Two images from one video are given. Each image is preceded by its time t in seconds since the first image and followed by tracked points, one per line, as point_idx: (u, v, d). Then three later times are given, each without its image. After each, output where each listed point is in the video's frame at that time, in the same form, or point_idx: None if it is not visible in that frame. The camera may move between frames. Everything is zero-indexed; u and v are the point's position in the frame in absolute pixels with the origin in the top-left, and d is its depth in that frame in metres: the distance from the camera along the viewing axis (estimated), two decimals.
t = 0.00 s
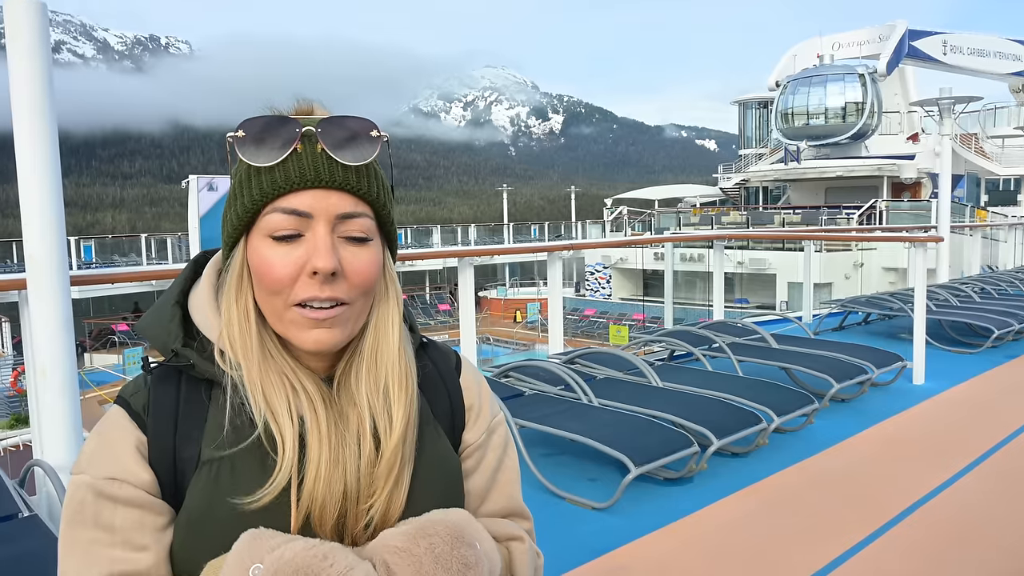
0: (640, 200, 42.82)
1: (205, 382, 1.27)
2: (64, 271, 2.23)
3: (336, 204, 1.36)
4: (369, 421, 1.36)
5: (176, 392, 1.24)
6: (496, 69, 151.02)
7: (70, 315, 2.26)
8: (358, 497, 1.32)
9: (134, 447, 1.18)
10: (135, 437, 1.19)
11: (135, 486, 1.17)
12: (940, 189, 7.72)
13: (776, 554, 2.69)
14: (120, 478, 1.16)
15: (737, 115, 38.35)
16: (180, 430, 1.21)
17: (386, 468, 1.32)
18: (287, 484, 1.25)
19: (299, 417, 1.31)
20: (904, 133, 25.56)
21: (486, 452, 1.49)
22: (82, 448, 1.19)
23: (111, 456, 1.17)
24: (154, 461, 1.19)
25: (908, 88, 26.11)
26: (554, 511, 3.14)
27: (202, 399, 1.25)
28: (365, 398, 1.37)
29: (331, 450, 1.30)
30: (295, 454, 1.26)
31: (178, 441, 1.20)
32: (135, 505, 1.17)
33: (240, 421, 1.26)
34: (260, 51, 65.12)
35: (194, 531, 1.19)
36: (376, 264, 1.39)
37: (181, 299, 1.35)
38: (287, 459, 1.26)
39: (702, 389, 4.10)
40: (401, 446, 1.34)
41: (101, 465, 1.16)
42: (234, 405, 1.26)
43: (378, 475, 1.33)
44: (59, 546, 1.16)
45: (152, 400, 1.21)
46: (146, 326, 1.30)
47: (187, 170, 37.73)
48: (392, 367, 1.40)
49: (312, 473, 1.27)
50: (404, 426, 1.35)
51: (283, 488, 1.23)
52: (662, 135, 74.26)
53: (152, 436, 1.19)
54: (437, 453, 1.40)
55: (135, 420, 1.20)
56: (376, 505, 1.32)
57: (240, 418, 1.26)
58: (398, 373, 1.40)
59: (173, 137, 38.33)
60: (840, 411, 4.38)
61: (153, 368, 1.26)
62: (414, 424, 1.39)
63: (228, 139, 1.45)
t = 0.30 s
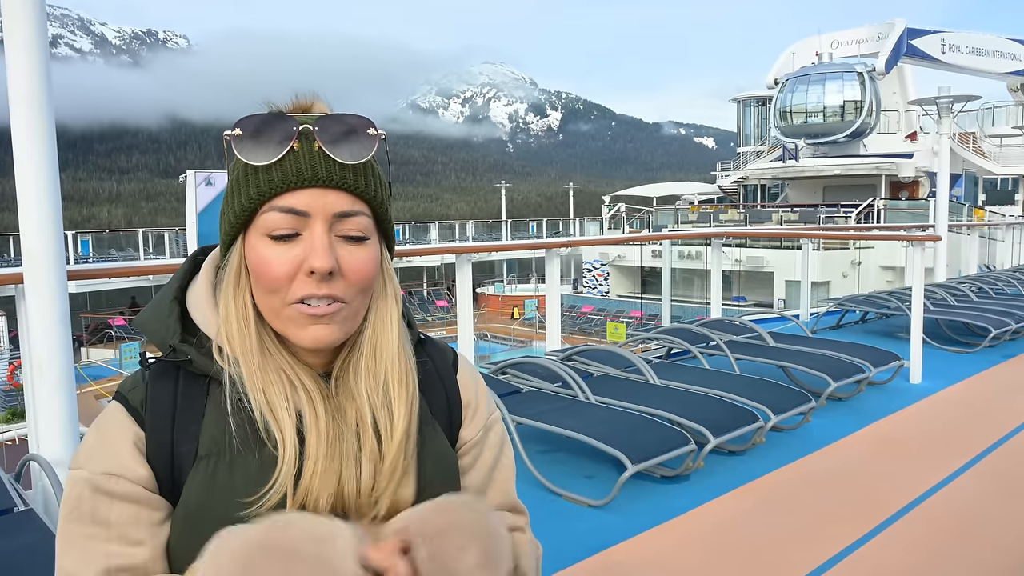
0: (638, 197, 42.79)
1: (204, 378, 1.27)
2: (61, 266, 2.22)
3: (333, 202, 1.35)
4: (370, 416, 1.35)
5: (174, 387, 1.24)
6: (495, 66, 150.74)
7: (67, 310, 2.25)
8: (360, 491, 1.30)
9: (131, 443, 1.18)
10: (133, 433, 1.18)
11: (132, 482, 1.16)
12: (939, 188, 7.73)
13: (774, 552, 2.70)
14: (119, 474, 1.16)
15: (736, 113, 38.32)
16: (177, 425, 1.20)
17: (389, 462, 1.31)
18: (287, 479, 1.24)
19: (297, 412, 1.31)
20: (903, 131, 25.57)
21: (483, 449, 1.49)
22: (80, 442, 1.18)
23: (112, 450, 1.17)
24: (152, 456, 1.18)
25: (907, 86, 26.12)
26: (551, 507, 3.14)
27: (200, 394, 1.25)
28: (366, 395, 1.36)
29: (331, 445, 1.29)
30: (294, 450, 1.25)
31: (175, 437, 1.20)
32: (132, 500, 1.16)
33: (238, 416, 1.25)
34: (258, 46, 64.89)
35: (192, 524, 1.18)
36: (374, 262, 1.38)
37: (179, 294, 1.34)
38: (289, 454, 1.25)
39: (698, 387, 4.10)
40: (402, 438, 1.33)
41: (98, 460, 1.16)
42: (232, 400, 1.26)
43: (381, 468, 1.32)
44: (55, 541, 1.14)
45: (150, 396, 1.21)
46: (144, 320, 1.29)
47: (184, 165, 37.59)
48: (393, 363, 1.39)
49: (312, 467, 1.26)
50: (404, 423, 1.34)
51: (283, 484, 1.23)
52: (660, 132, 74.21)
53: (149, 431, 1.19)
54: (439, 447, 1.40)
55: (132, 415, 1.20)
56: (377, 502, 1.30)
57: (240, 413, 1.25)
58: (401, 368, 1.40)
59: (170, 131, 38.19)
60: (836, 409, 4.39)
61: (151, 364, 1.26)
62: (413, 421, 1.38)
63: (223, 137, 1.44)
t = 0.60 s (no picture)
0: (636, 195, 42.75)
1: (200, 374, 1.26)
2: (58, 263, 2.19)
3: (332, 201, 1.33)
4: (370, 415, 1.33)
5: (169, 382, 1.23)
6: (493, 63, 150.44)
7: (65, 306, 2.22)
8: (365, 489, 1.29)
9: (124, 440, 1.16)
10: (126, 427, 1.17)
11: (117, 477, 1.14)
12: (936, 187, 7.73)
13: (769, 550, 2.69)
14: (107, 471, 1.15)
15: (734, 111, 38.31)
16: (171, 419, 1.19)
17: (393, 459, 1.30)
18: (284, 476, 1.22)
19: (293, 408, 1.29)
20: (901, 130, 25.58)
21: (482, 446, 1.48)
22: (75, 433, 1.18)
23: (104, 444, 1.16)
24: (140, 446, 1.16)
25: (906, 85, 26.10)
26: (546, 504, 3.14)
27: (195, 391, 1.24)
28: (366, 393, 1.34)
29: (327, 443, 1.28)
30: (290, 448, 1.24)
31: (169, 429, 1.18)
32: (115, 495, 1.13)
33: (234, 413, 1.23)
34: (255, 42, 64.88)
35: (185, 519, 1.18)
36: (371, 261, 1.35)
37: (176, 291, 1.33)
38: (287, 454, 1.23)
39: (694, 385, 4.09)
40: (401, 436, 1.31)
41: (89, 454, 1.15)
42: (228, 397, 1.24)
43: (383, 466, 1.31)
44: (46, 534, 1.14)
45: (145, 389, 1.21)
46: (141, 316, 1.28)
47: (181, 161, 37.42)
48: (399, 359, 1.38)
49: (308, 466, 1.24)
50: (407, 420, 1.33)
51: (279, 482, 1.21)
52: (658, 130, 74.13)
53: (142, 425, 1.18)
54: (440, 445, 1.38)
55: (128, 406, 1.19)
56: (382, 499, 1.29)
57: (234, 411, 1.24)
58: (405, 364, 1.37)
59: (167, 127, 38.00)
60: (832, 408, 4.39)
61: (146, 359, 1.25)
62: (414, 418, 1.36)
63: (222, 134, 1.43)
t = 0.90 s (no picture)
0: (633, 194, 42.82)
1: (196, 368, 1.26)
2: (54, 259, 2.19)
3: (301, 198, 1.30)
4: (364, 412, 1.34)
5: (165, 376, 1.23)
6: (491, 62, 150.11)
7: (60, 303, 2.22)
8: (365, 489, 1.30)
9: (120, 435, 1.18)
10: (122, 423, 1.18)
11: (111, 472, 1.17)
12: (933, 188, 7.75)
13: (762, 551, 2.69)
14: (102, 466, 1.17)
15: (732, 111, 38.34)
16: (167, 416, 1.19)
17: (394, 457, 1.31)
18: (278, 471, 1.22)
19: (288, 403, 1.30)
20: (898, 131, 25.66)
21: (480, 446, 1.47)
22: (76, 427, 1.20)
23: (102, 438, 1.18)
24: (139, 444, 1.16)
25: (903, 86, 26.17)
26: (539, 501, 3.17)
27: (192, 382, 1.24)
28: (360, 391, 1.35)
29: (320, 438, 1.28)
30: (284, 440, 1.24)
31: (164, 426, 1.18)
32: (110, 487, 1.16)
33: (227, 408, 1.24)
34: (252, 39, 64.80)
35: (180, 512, 1.16)
36: (350, 256, 1.33)
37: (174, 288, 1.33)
38: (279, 451, 1.23)
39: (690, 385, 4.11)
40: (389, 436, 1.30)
41: (87, 448, 1.18)
42: (221, 392, 1.24)
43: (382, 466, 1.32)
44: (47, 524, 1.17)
45: (141, 384, 1.20)
46: (139, 311, 1.27)
47: (177, 157, 37.37)
48: (389, 353, 1.38)
49: (300, 462, 1.24)
50: (403, 417, 1.34)
51: (273, 475, 1.21)
52: (656, 129, 74.18)
53: (139, 419, 1.17)
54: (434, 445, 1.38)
55: (123, 404, 1.19)
56: (394, 485, 1.30)
57: (228, 407, 1.24)
58: (396, 359, 1.38)
59: (163, 123, 37.94)
60: (827, 408, 4.40)
61: (144, 354, 1.25)
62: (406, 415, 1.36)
63: (197, 136, 1.42)
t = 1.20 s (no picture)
0: (630, 194, 42.81)
1: (191, 367, 1.26)
2: (50, 257, 2.19)
3: (292, 204, 1.29)
4: (357, 414, 1.33)
5: (161, 373, 1.22)
6: (489, 60, 149.98)
7: (56, 301, 2.22)
8: (358, 491, 1.30)
9: (114, 435, 1.17)
10: (118, 422, 1.17)
11: (106, 470, 1.16)
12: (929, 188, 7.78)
13: (759, 550, 2.69)
14: (96, 463, 1.15)
15: (729, 111, 38.41)
16: (162, 414, 1.18)
17: (387, 460, 1.31)
18: (270, 472, 1.22)
19: (283, 404, 1.29)
20: (895, 130, 25.71)
21: (476, 446, 1.46)
22: (72, 425, 1.19)
23: (95, 436, 1.17)
24: (133, 444, 1.15)
25: (899, 86, 26.24)
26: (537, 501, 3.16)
27: (186, 380, 1.23)
28: (353, 393, 1.34)
29: (314, 438, 1.27)
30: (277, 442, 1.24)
31: (159, 424, 1.17)
32: (104, 488, 1.16)
33: (221, 407, 1.23)
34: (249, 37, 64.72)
35: (173, 510, 1.16)
36: (342, 261, 1.31)
37: (171, 286, 1.32)
38: (273, 451, 1.23)
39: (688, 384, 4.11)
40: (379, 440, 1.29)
41: (80, 446, 1.16)
42: (216, 390, 1.24)
43: (376, 469, 1.31)
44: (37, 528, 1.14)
45: (136, 382, 1.19)
46: (135, 310, 1.26)
47: (173, 155, 37.26)
48: (382, 355, 1.36)
49: (294, 461, 1.24)
50: (398, 417, 1.33)
51: (264, 477, 1.20)
52: (653, 129, 74.28)
53: (134, 417, 1.16)
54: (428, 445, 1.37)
55: (119, 402, 1.18)
56: (386, 492, 1.30)
57: (222, 407, 1.24)
58: (389, 362, 1.37)
59: (160, 122, 37.80)
60: (823, 407, 4.41)
61: (140, 351, 1.24)
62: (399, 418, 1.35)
63: (192, 139, 1.41)
